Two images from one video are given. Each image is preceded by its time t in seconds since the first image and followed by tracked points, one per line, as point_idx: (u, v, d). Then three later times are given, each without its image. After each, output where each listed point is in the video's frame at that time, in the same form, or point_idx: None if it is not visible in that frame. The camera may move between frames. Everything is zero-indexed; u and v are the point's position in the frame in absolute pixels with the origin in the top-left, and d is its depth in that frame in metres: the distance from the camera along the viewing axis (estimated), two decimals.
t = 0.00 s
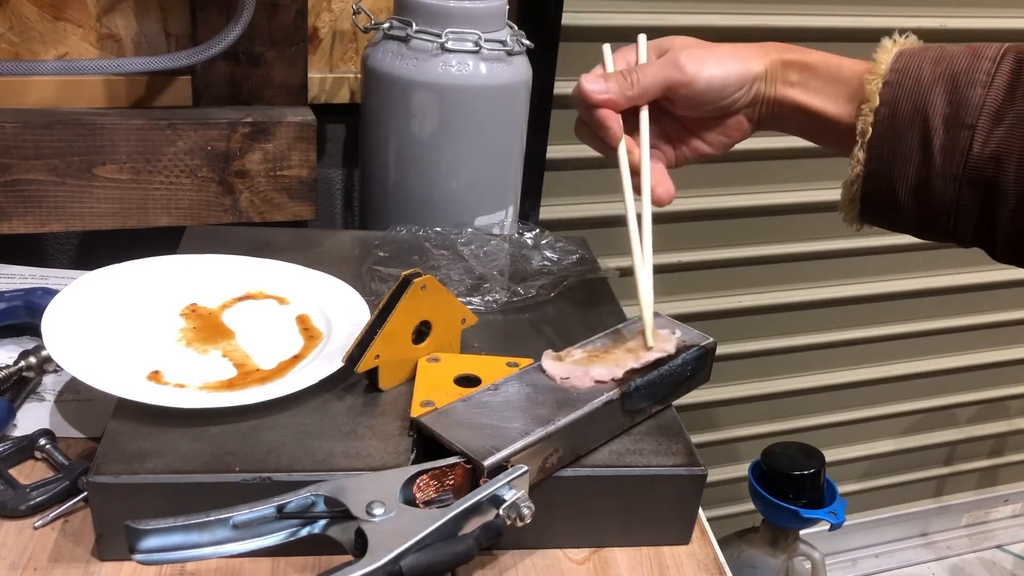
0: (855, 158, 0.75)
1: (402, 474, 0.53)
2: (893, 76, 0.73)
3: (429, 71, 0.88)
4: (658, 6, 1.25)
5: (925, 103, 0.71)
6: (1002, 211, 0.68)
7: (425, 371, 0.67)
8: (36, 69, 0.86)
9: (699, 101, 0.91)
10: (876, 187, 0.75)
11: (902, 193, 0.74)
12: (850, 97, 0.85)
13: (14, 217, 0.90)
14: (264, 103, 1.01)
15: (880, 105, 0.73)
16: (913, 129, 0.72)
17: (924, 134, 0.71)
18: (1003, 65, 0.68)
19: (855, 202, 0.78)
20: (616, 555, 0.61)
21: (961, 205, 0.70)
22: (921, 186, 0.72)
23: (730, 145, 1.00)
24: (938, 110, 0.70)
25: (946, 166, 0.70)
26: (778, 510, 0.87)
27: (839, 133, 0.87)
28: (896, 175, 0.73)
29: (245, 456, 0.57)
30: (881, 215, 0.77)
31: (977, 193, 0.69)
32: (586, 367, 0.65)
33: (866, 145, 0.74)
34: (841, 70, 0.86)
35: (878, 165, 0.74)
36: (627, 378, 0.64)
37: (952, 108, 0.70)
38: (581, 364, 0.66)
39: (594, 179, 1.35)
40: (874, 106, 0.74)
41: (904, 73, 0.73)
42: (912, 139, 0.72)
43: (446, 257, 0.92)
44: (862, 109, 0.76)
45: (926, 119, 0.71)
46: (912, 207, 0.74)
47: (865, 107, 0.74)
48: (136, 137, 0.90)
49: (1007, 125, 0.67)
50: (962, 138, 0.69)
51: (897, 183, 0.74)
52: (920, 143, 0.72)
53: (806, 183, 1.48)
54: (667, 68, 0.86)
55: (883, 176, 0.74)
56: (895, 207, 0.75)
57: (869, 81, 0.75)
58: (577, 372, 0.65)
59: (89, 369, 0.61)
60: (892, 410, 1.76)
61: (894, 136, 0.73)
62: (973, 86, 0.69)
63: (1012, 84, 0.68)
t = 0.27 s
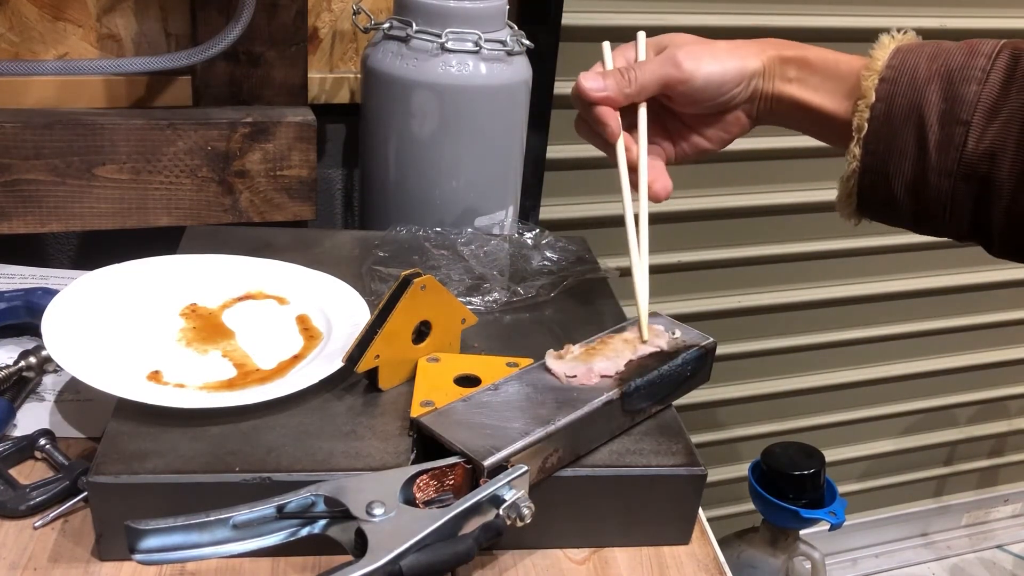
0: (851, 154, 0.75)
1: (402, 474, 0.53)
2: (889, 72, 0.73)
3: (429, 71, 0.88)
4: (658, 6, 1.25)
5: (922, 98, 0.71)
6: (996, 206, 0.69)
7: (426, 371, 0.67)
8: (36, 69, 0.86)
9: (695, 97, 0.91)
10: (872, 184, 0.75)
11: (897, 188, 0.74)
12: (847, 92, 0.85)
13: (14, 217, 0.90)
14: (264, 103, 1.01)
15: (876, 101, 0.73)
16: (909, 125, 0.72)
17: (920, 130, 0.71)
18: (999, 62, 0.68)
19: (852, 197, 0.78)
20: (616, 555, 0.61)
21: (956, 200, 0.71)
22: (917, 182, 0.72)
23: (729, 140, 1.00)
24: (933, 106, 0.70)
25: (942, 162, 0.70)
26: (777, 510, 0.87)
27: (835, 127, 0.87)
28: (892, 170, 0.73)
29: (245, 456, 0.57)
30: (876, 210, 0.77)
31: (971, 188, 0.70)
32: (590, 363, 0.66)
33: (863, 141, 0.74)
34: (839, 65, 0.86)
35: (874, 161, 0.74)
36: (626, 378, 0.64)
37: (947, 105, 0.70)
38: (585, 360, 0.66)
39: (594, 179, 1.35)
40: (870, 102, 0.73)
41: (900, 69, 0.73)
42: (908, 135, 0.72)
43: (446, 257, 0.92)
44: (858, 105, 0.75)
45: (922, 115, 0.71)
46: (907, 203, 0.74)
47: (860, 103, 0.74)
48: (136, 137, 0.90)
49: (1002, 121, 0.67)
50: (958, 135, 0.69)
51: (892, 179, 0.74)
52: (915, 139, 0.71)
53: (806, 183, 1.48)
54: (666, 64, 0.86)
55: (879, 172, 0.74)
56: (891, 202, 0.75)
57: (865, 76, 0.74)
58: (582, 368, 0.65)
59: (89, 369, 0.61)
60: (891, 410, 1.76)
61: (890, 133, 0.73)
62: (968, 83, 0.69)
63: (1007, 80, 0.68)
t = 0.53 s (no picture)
0: (856, 154, 0.75)
1: (402, 474, 0.53)
2: (895, 74, 0.73)
3: (429, 71, 0.88)
4: (658, 6, 1.25)
5: (928, 99, 0.71)
6: (1003, 206, 0.68)
7: (425, 371, 0.67)
8: (36, 69, 0.86)
9: (701, 97, 0.91)
10: (877, 184, 0.75)
11: (902, 188, 0.74)
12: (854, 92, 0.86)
13: (14, 217, 0.90)
14: (264, 103, 1.01)
15: (882, 102, 0.73)
16: (915, 126, 0.72)
17: (925, 131, 0.71)
18: (1005, 63, 0.68)
19: (859, 195, 0.77)
20: (616, 555, 0.61)
21: (962, 200, 0.71)
22: (923, 181, 0.72)
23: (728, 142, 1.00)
24: (939, 107, 0.70)
25: (948, 162, 0.70)
26: (777, 511, 0.87)
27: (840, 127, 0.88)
28: (898, 170, 0.73)
29: (245, 456, 0.57)
30: (881, 210, 0.77)
31: (977, 188, 0.70)
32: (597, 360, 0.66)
33: (868, 141, 0.74)
34: (844, 65, 0.87)
35: (879, 161, 0.74)
36: (627, 378, 0.64)
37: (953, 105, 0.70)
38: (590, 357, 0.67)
39: (594, 179, 1.35)
40: (875, 103, 0.73)
41: (906, 70, 0.73)
42: (914, 135, 0.72)
43: (446, 257, 0.92)
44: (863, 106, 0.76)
45: (928, 116, 0.71)
46: (913, 202, 0.74)
47: (866, 103, 0.74)
48: (136, 137, 0.90)
49: (1008, 122, 0.67)
50: (963, 135, 0.69)
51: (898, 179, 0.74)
52: (921, 139, 0.71)
53: (806, 183, 1.48)
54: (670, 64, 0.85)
55: (885, 172, 0.74)
56: (896, 202, 0.75)
57: (870, 77, 0.75)
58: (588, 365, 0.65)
59: (89, 369, 0.61)
60: (892, 410, 1.76)
61: (896, 133, 0.73)
62: (974, 83, 0.69)
63: (1013, 82, 0.68)
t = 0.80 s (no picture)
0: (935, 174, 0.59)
1: (402, 474, 0.53)
2: (986, 89, 0.57)
3: (429, 71, 0.88)
4: (658, 6, 1.25)
5: (1023, 120, 0.55)
6: None
7: (425, 370, 0.67)
8: (36, 69, 0.87)
9: (760, 86, 0.74)
10: (955, 208, 0.59)
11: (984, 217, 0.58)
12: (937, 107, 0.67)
13: (14, 217, 0.90)
14: (264, 103, 1.01)
15: (971, 120, 0.57)
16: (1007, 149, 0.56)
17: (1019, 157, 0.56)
18: None
19: (928, 223, 0.61)
20: (616, 555, 0.61)
21: None
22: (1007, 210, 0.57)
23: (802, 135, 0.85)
24: None
25: None
26: (777, 511, 0.87)
27: (911, 147, 0.69)
28: (978, 193, 0.58)
29: (246, 456, 0.57)
30: (956, 235, 0.61)
31: None
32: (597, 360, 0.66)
33: (951, 164, 0.58)
34: (931, 81, 0.68)
35: (961, 182, 0.58)
36: (627, 378, 0.64)
37: None
38: (591, 357, 0.66)
39: (594, 179, 1.35)
40: (965, 121, 0.57)
41: (1003, 84, 0.57)
42: (1003, 163, 0.56)
43: (446, 257, 0.92)
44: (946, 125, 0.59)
45: None
46: (993, 234, 0.59)
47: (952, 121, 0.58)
48: (136, 137, 0.90)
49: None
50: None
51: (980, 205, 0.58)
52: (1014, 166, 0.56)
53: (806, 184, 1.48)
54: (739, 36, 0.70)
55: (966, 195, 0.58)
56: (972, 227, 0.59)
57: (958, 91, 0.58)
58: (588, 367, 0.65)
59: (89, 369, 0.61)
60: (891, 410, 1.76)
61: (984, 156, 0.57)
62: None
63: None
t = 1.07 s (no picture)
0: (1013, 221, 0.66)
1: (401, 474, 0.53)
2: None
3: (429, 71, 0.88)
4: (658, 6, 1.25)
5: None
6: None
7: (425, 370, 0.67)
8: (36, 69, 0.86)
9: (838, 128, 0.83)
10: None
11: None
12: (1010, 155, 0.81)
13: (14, 217, 0.90)
14: (264, 103, 1.01)
15: None
16: None
17: None
18: None
19: (1001, 264, 0.68)
20: (615, 555, 0.61)
21: None
22: None
23: (857, 178, 0.95)
24: None
25: None
26: (777, 511, 0.87)
27: (990, 192, 0.82)
28: None
29: (245, 456, 0.57)
30: None
31: None
32: (597, 361, 0.66)
33: None
34: (1006, 130, 0.81)
35: None
36: (626, 378, 0.64)
37: None
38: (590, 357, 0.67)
39: (594, 179, 1.35)
40: None
41: None
42: None
43: (446, 257, 0.92)
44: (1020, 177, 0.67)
45: None
46: None
47: None
48: (136, 137, 0.90)
49: None
50: None
51: None
52: None
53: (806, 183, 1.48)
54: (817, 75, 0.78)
55: None
56: None
57: None
58: (588, 367, 0.65)
59: (88, 369, 0.61)
60: (892, 410, 1.76)
61: None
62: None
63: None
